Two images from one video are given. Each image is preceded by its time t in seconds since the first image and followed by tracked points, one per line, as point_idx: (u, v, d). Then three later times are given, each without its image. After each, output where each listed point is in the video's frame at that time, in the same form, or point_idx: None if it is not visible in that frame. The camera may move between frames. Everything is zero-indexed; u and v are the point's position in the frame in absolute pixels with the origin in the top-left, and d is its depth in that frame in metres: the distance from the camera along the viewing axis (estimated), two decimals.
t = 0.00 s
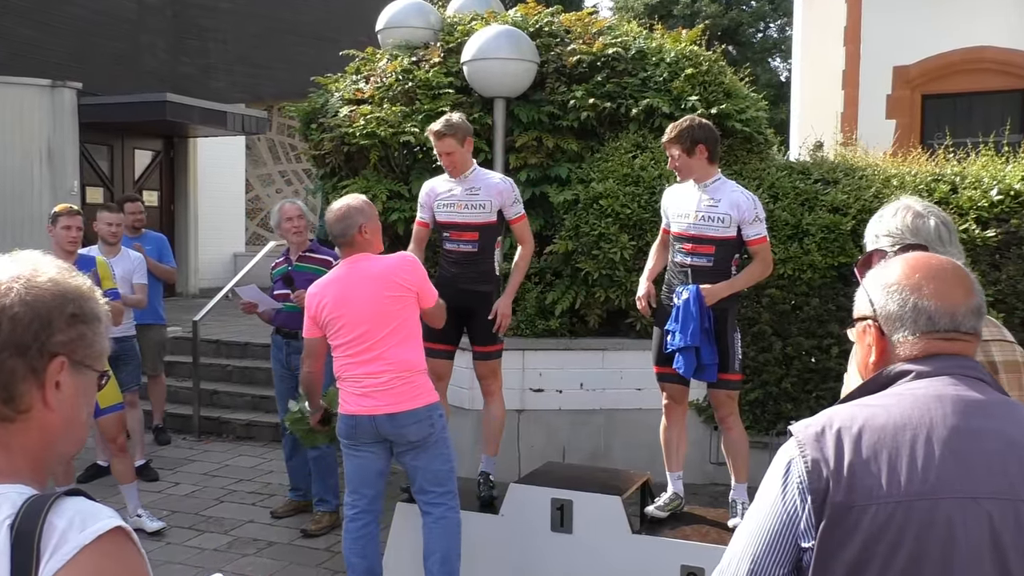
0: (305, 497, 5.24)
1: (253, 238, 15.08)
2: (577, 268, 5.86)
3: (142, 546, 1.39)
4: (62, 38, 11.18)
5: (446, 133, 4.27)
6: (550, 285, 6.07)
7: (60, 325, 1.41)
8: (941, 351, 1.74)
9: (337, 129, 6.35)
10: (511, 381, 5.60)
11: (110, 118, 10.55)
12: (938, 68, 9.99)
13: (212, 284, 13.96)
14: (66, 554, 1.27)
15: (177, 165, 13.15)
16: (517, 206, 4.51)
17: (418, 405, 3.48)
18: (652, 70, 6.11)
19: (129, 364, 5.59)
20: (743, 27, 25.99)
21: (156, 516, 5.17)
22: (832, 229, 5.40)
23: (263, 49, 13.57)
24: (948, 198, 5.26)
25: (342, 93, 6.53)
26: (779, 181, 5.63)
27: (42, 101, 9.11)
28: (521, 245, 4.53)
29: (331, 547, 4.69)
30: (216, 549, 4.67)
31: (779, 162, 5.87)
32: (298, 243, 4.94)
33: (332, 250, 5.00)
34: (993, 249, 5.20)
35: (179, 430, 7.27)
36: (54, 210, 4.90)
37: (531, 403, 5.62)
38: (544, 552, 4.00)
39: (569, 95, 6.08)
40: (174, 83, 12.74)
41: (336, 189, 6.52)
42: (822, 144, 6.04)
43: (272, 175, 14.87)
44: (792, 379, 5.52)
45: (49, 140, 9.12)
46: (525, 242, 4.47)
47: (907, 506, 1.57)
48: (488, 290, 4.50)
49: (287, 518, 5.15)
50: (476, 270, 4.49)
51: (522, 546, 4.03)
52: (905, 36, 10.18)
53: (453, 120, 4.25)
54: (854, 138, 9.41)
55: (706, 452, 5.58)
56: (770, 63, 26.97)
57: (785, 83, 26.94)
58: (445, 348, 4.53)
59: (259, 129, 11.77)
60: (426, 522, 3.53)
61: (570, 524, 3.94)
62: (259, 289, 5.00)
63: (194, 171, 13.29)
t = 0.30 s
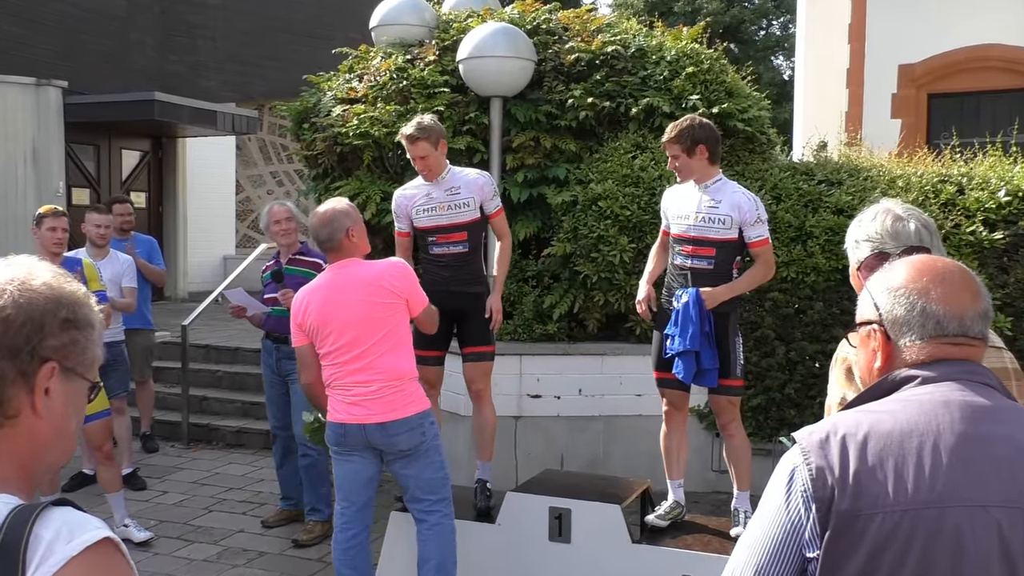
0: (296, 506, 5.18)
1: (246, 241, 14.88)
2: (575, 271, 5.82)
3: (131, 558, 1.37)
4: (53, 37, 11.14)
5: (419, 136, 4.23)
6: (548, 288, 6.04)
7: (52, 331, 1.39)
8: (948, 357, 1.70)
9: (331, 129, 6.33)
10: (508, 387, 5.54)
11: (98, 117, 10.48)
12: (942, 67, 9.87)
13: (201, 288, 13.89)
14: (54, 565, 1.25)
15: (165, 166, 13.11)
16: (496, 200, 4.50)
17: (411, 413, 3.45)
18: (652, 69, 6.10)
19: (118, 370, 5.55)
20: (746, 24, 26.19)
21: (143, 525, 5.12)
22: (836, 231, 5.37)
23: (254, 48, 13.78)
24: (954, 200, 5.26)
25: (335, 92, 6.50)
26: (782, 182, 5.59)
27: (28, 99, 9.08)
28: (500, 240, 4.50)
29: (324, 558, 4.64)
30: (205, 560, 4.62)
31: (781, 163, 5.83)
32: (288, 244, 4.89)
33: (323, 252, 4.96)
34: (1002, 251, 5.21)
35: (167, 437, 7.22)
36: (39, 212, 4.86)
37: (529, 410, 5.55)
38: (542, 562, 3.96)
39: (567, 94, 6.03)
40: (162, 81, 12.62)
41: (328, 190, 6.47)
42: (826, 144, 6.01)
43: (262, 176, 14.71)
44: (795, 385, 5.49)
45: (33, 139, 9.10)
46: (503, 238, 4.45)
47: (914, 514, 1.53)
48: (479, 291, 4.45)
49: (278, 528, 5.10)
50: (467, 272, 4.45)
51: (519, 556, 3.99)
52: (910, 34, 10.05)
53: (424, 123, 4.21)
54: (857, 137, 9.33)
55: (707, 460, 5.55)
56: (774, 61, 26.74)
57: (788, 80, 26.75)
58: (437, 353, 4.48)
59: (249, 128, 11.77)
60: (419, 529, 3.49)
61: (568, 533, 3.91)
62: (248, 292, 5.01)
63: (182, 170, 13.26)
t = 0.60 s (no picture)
0: (287, 512, 5.14)
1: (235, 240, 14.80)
2: (574, 271, 5.77)
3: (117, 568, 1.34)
4: (33, 29, 10.83)
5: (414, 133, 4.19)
6: (546, 290, 6.01)
7: (44, 332, 1.38)
8: (954, 359, 1.66)
9: (324, 126, 6.25)
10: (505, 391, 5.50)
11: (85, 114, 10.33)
12: (952, 64, 9.71)
13: (189, 289, 13.84)
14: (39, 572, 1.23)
15: (154, 164, 13.04)
16: (494, 199, 4.46)
17: (402, 418, 3.41)
18: (653, 65, 6.05)
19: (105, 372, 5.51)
20: (750, 21, 26.17)
21: (131, 532, 5.07)
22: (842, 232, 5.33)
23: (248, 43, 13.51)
24: (962, 200, 5.25)
25: (328, 88, 6.44)
26: (787, 181, 5.56)
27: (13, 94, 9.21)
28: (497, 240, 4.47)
29: (315, 565, 4.59)
30: (194, 567, 4.57)
31: (786, 162, 5.79)
32: (279, 244, 4.84)
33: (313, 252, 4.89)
34: (1011, 253, 5.21)
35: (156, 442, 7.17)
36: (22, 211, 4.81)
37: (526, 414, 5.52)
38: (540, 570, 3.92)
39: (567, 90, 6.00)
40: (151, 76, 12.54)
41: (321, 188, 6.41)
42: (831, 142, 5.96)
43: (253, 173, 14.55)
44: (798, 389, 5.45)
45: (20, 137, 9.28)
46: (499, 237, 4.41)
47: (923, 521, 1.49)
48: (475, 292, 4.41)
49: (269, 535, 5.05)
50: (465, 271, 4.40)
51: (516, 564, 3.95)
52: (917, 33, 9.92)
53: (420, 121, 4.18)
54: (862, 135, 9.26)
55: (709, 465, 5.51)
56: (777, 58, 26.59)
57: (794, 77, 26.56)
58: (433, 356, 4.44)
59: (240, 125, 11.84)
60: (405, 536, 3.46)
61: (566, 540, 3.88)
62: (235, 294, 4.99)
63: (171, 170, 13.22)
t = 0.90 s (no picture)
0: (274, 521, 5.10)
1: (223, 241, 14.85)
2: (569, 275, 5.73)
3: None
4: (20, 26, 10.77)
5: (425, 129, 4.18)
6: (540, 293, 5.94)
7: (26, 338, 1.34)
8: (937, 347, 1.67)
9: (313, 125, 6.18)
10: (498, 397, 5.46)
11: (69, 111, 10.31)
12: (954, 64, 9.68)
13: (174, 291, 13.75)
14: None
15: (139, 163, 12.96)
16: (504, 203, 4.37)
17: (389, 433, 3.37)
18: (650, 64, 6.02)
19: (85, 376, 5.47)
20: (749, 19, 26.19)
21: (113, 541, 5.02)
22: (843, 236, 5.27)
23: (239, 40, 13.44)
24: (965, 203, 5.26)
25: (317, 86, 6.37)
26: (785, 183, 5.53)
27: None
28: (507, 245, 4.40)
29: None
30: None
31: (785, 163, 5.75)
32: (265, 245, 4.80)
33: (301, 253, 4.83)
34: (1014, 258, 5.22)
35: (139, 448, 7.12)
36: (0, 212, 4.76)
37: (520, 421, 5.48)
38: None
39: (562, 90, 5.97)
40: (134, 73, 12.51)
41: (310, 189, 6.34)
42: (832, 144, 5.92)
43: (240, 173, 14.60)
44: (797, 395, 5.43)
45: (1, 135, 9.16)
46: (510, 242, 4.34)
47: (927, 533, 1.46)
48: (476, 297, 4.35)
49: (255, 544, 5.01)
50: (469, 273, 4.35)
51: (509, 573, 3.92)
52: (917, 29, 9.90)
53: (432, 116, 4.17)
54: (863, 134, 9.21)
55: (706, 473, 5.48)
56: (777, 55, 26.48)
57: (793, 76, 26.46)
58: (431, 361, 4.40)
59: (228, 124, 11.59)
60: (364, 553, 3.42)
61: (561, 550, 3.87)
62: (221, 296, 4.94)
63: (158, 170, 13.15)
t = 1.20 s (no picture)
0: (267, 522, 5.06)
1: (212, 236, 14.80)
2: (569, 271, 5.69)
3: None
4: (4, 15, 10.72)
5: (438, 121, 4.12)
6: (540, 290, 5.89)
7: (16, 331, 1.30)
8: (941, 342, 1.63)
9: (307, 116, 6.13)
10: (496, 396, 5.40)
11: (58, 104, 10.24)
12: (965, 55, 9.67)
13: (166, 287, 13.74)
14: None
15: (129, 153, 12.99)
16: (512, 201, 4.33)
17: (372, 439, 3.31)
18: (653, 55, 5.98)
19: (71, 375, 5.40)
20: (754, 9, 26.14)
21: (100, 544, 4.98)
22: (850, 231, 5.22)
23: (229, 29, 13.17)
24: (975, 198, 5.24)
25: (311, 77, 6.31)
26: (791, 177, 5.48)
27: None
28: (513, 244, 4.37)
29: None
30: None
31: (791, 157, 5.75)
32: (255, 243, 4.75)
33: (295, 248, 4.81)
34: None
35: (128, 447, 7.08)
36: None
37: (519, 420, 5.43)
38: None
39: (562, 82, 5.92)
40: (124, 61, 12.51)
41: (304, 183, 6.28)
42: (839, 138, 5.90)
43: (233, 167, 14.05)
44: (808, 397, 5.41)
45: None
46: (515, 242, 4.32)
47: (931, 528, 1.41)
48: (480, 294, 4.32)
49: (246, 546, 4.97)
50: (473, 269, 4.31)
51: None
52: (928, 19, 9.86)
53: (443, 107, 4.11)
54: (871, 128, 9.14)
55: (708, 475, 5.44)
56: (784, 48, 26.37)
57: (802, 68, 26.23)
58: (433, 360, 4.36)
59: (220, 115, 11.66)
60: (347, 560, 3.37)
61: (559, 552, 3.85)
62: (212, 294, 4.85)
63: (145, 161, 13.12)
